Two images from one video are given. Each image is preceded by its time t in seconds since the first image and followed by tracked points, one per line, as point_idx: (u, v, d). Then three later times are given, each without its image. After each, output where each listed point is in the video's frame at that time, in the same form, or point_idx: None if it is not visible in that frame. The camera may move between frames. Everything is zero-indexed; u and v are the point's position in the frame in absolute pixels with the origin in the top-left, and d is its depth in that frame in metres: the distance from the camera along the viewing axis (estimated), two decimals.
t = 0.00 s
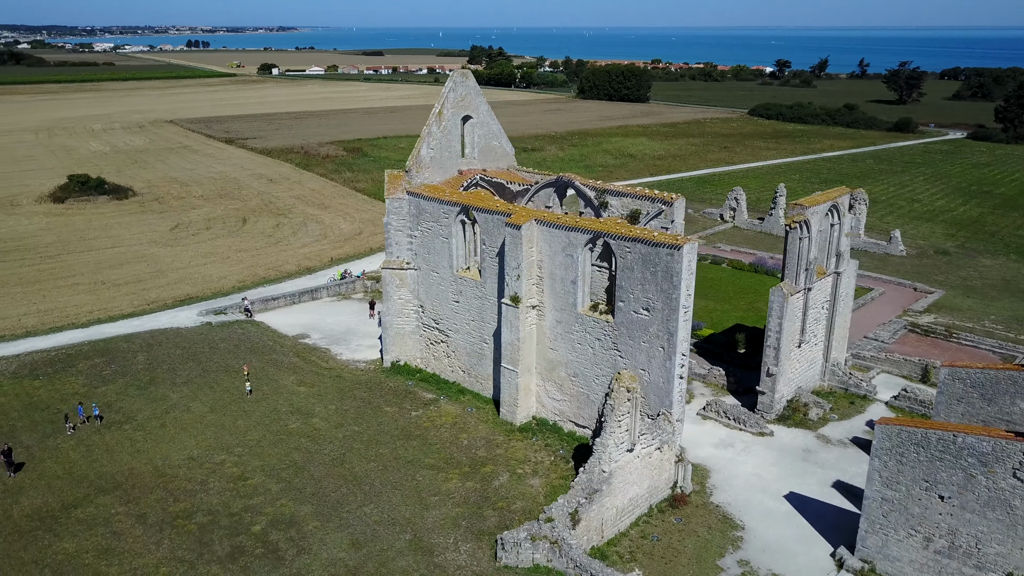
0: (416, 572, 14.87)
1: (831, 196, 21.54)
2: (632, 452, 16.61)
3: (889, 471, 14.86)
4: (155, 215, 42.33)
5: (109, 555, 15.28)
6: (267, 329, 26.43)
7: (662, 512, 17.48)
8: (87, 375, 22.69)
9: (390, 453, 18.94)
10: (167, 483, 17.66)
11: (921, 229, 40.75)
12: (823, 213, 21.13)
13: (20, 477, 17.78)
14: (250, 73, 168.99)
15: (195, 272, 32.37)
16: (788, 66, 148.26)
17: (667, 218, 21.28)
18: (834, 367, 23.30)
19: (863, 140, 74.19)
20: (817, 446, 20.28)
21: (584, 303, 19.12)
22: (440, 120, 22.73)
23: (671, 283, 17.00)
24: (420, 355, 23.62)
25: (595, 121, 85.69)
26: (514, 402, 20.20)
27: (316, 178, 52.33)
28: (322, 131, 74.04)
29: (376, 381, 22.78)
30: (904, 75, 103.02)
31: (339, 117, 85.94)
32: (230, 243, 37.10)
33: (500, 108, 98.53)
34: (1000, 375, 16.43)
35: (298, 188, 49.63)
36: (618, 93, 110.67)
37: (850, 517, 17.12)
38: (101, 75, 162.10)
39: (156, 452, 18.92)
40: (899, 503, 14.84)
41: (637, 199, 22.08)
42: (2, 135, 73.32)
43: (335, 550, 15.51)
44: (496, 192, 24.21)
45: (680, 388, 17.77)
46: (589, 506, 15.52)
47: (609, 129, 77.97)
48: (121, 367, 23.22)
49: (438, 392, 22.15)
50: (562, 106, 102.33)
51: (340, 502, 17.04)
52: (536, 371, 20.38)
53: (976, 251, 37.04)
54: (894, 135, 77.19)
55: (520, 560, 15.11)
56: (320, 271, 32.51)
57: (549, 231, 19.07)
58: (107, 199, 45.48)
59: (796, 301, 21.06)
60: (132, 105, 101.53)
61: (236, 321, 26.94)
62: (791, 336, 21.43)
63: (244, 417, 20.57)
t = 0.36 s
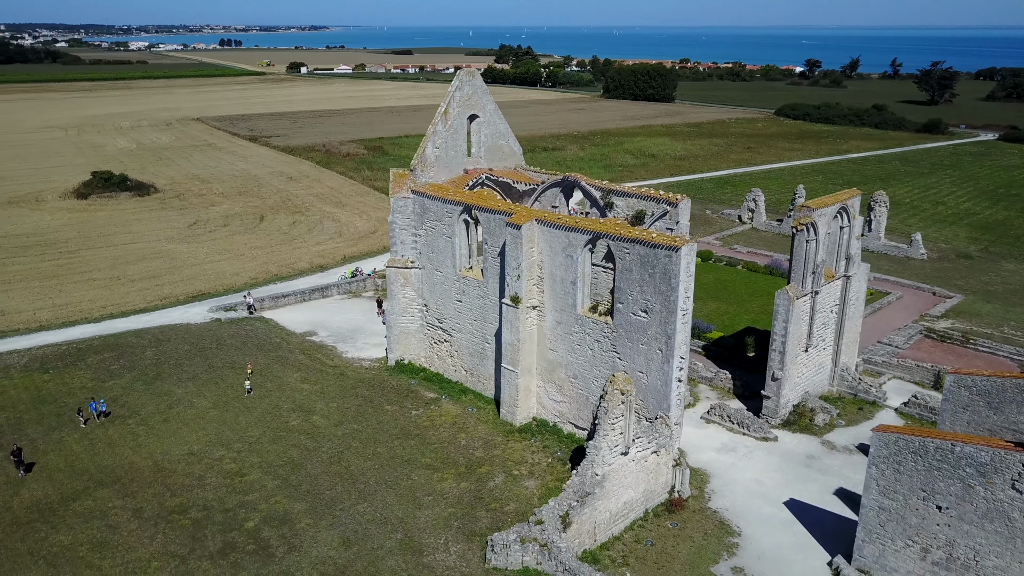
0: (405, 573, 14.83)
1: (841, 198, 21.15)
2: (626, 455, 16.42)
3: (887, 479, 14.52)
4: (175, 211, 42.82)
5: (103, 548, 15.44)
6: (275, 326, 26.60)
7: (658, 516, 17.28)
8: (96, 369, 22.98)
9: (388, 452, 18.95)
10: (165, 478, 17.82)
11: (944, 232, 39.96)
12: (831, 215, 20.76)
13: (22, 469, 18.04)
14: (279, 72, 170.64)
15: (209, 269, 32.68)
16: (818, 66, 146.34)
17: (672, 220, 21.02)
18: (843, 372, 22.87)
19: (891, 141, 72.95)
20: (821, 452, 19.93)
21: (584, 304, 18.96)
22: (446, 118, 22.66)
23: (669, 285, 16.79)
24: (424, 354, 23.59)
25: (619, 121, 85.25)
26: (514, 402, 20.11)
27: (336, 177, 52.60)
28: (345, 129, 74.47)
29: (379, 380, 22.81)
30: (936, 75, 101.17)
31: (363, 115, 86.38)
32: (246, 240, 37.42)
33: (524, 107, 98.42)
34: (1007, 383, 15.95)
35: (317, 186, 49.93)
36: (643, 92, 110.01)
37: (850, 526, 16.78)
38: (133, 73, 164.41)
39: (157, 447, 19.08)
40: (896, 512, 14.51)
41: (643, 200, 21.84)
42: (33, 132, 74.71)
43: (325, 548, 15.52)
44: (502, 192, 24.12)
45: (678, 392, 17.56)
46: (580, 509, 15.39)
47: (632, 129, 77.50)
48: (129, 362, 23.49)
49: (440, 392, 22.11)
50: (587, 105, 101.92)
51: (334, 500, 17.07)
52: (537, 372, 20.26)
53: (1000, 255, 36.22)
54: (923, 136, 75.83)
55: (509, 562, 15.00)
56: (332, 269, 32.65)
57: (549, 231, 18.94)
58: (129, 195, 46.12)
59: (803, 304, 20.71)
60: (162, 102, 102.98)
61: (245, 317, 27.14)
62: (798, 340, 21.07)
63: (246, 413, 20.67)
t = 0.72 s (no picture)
0: (388, 572, 14.82)
1: (845, 200, 20.76)
2: (616, 457, 16.27)
3: (877, 487, 14.23)
4: (191, 208, 43.24)
5: (93, 541, 15.61)
6: (280, 323, 26.74)
7: (649, 520, 17.10)
8: (100, 364, 23.24)
9: (381, 451, 18.96)
10: (160, 473, 17.98)
11: (963, 235, 39.23)
12: (835, 217, 20.40)
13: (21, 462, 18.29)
14: (304, 70, 171.94)
15: (220, 266, 32.95)
16: (845, 66, 144.58)
17: (672, 220, 20.78)
18: (848, 376, 22.49)
19: (916, 141, 71.81)
20: (821, 458, 19.62)
21: (579, 304, 18.83)
22: (447, 117, 22.64)
23: (661, 287, 16.60)
24: (424, 353, 23.57)
25: (639, 120, 84.77)
26: (510, 403, 20.04)
27: (351, 175, 52.81)
28: (364, 128, 74.80)
29: (379, 378, 22.82)
30: (965, 74, 99.46)
31: (384, 114, 86.66)
32: (258, 237, 37.67)
33: (545, 106, 98.16)
34: (1007, 391, 15.58)
35: (332, 184, 50.18)
36: (666, 92, 109.23)
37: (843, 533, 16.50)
38: (162, 71, 166.16)
39: (154, 442, 19.26)
40: (887, 521, 14.23)
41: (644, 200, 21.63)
42: (59, 129, 75.87)
43: (312, 545, 15.56)
44: (504, 191, 24.03)
45: (671, 395, 17.37)
46: (566, 511, 15.28)
47: (652, 128, 77.02)
48: (133, 357, 23.72)
49: (438, 390, 22.09)
50: (609, 104, 101.44)
51: (324, 498, 17.12)
52: (533, 372, 20.17)
53: (1019, 259, 35.49)
54: (949, 137, 74.57)
55: (494, 563, 14.94)
56: (340, 267, 32.78)
57: (545, 231, 18.81)
58: (147, 192, 46.65)
59: (804, 307, 20.39)
60: (187, 100, 104.08)
61: (250, 314, 27.32)
62: (799, 343, 20.75)
63: (244, 409, 20.78)
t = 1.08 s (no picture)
0: (372, 571, 14.82)
1: (851, 203, 20.38)
2: (604, 461, 16.11)
3: (867, 497, 13.92)
4: (211, 205, 43.78)
5: (85, 534, 15.83)
6: (287, 320, 26.95)
7: (640, 525, 16.92)
8: (108, 358, 23.58)
9: (375, 449, 18.99)
10: (156, 467, 18.19)
11: (987, 239, 38.36)
12: (840, 220, 20.02)
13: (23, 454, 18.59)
14: (335, 69, 173.44)
15: (234, 262, 33.32)
16: (880, 66, 142.20)
17: (673, 222, 20.56)
18: (855, 382, 22.07)
19: (947, 143, 70.38)
20: (821, 465, 19.26)
21: (575, 306, 18.70)
22: (451, 117, 22.61)
23: (654, 289, 16.41)
24: (427, 352, 23.56)
25: (665, 120, 84.21)
26: (507, 404, 19.96)
27: (372, 173, 53.12)
28: (389, 126, 75.21)
29: (380, 376, 22.89)
30: (1002, 75, 97.23)
31: (409, 113, 87.06)
32: (274, 234, 38.03)
33: (571, 106, 97.93)
34: (1008, 400, 15.12)
35: (352, 182, 50.49)
36: (694, 92, 108.32)
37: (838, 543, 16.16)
38: (196, 70, 168.51)
39: (154, 436, 19.49)
40: (876, 532, 13.91)
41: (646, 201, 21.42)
42: (91, 126, 77.34)
43: (298, 543, 15.62)
44: (509, 191, 23.94)
45: (665, 399, 17.17)
46: (552, 514, 15.18)
47: (677, 128, 76.40)
48: (141, 352, 24.04)
49: (438, 390, 22.08)
50: (635, 104, 100.84)
51: (315, 495, 17.18)
52: (530, 373, 20.08)
53: None
54: (982, 139, 72.97)
55: (477, 565, 14.88)
56: (352, 265, 32.95)
57: (542, 231, 18.69)
58: (170, 189, 47.35)
59: (807, 312, 20.03)
60: (218, 98, 105.44)
61: (259, 311, 27.57)
62: (802, 348, 20.38)
63: (244, 405, 20.95)
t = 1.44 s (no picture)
0: (353, 570, 14.84)
1: (858, 206, 19.93)
2: (592, 465, 15.94)
3: (853, 506, 13.58)
4: (234, 202, 44.36)
5: (77, 524, 16.09)
6: (296, 317, 27.17)
7: (629, 530, 16.73)
8: (117, 352, 24.00)
9: (369, 448, 19.03)
10: (153, 460, 18.43)
11: (1017, 245, 37.28)
12: (845, 224, 19.60)
13: (26, 444, 18.95)
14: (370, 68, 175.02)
15: (250, 259, 33.70)
16: (921, 66, 139.26)
17: (675, 224, 20.31)
18: (862, 390, 21.57)
19: (985, 146, 68.65)
20: (821, 474, 18.84)
21: (570, 307, 18.55)
22: (455, 116, 22.57)
23: (645, 292, 16.21)
24: (429, 351, 23.57)
25: (695, 120, 83.44)
26: (503, 405, 19.86)
27: (395, 172, 53.39)
28: (417, 125, 75.60)
29: (382, 374, 22.95)
30: None
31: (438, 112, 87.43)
32: (292, 232, 38.40)
33: (601, 105, 97.50)
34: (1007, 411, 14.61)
35: (375, 181, 50.79)
36: (726, 92, 107.15)
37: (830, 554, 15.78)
38: (234, 69, 170.77)
39: (154, 429, 19.78)
40: (863, 544, 13.56)
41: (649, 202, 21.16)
42: (127, 123, 78.89)
43: (283, 539, 15.71)
44: (514, 191, 23.87)
45: (656, 403, 16.94)
46: (534, 517, 15.06)
47: (707, 129, 75.60)
48: (150, 346, 24.42)
49: (437, 390, 22.07)
50: (667, 104, 100.04)
51: (304, 492, 17.27)
52: (527, 374, 19.97)
53: None
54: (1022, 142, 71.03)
55: (458, 566, 14.81)
56: (366, 263, 33.12)
57: (537, 231, 18.58)
58: (195, 186, 48.09)
59: (810, 317, 19.65)
60: (252, 97, 106.89)
61: (269, 308, 27.84)
62: (805, 354, 19.99)
63: (244, 401, 21.14)
